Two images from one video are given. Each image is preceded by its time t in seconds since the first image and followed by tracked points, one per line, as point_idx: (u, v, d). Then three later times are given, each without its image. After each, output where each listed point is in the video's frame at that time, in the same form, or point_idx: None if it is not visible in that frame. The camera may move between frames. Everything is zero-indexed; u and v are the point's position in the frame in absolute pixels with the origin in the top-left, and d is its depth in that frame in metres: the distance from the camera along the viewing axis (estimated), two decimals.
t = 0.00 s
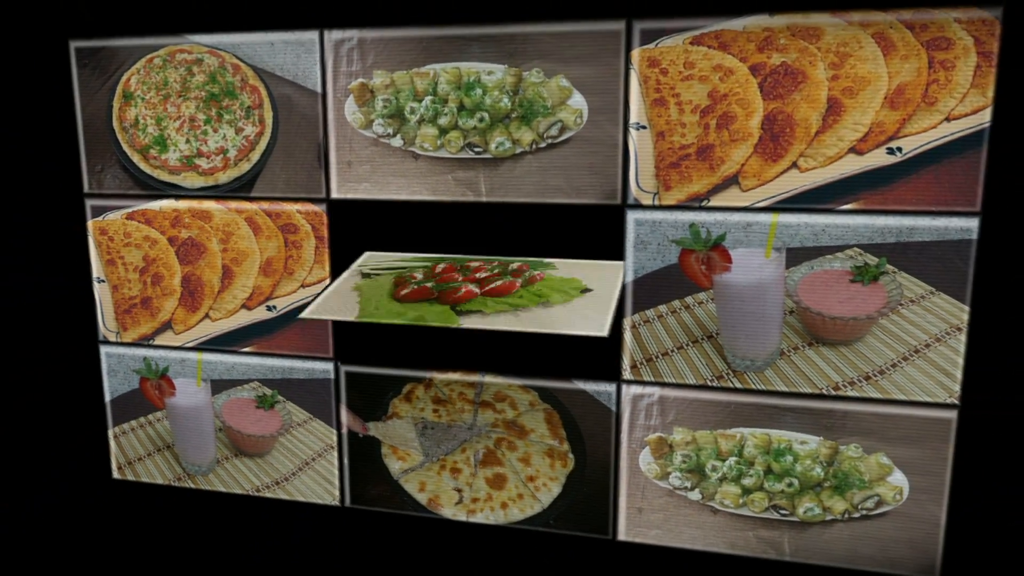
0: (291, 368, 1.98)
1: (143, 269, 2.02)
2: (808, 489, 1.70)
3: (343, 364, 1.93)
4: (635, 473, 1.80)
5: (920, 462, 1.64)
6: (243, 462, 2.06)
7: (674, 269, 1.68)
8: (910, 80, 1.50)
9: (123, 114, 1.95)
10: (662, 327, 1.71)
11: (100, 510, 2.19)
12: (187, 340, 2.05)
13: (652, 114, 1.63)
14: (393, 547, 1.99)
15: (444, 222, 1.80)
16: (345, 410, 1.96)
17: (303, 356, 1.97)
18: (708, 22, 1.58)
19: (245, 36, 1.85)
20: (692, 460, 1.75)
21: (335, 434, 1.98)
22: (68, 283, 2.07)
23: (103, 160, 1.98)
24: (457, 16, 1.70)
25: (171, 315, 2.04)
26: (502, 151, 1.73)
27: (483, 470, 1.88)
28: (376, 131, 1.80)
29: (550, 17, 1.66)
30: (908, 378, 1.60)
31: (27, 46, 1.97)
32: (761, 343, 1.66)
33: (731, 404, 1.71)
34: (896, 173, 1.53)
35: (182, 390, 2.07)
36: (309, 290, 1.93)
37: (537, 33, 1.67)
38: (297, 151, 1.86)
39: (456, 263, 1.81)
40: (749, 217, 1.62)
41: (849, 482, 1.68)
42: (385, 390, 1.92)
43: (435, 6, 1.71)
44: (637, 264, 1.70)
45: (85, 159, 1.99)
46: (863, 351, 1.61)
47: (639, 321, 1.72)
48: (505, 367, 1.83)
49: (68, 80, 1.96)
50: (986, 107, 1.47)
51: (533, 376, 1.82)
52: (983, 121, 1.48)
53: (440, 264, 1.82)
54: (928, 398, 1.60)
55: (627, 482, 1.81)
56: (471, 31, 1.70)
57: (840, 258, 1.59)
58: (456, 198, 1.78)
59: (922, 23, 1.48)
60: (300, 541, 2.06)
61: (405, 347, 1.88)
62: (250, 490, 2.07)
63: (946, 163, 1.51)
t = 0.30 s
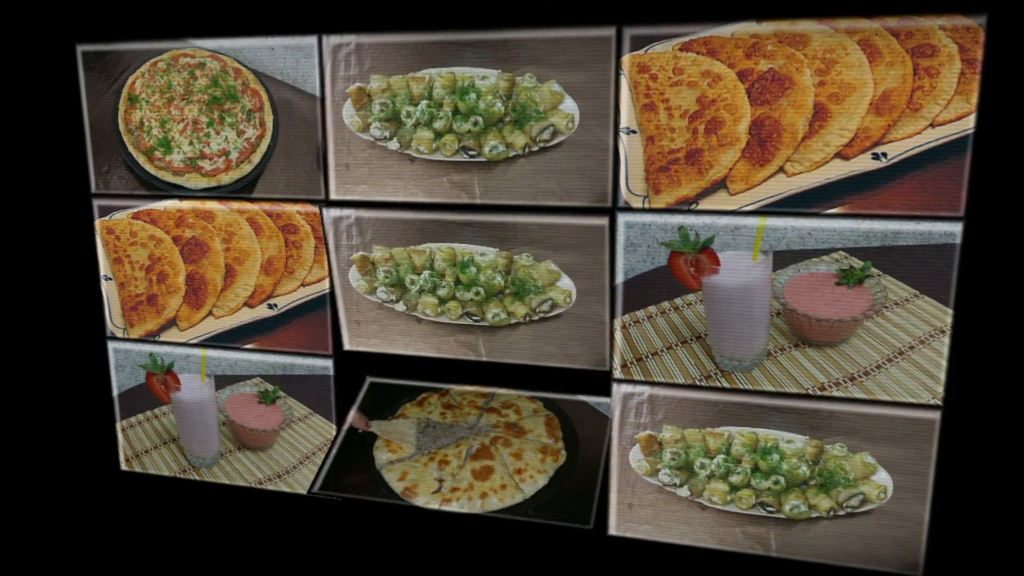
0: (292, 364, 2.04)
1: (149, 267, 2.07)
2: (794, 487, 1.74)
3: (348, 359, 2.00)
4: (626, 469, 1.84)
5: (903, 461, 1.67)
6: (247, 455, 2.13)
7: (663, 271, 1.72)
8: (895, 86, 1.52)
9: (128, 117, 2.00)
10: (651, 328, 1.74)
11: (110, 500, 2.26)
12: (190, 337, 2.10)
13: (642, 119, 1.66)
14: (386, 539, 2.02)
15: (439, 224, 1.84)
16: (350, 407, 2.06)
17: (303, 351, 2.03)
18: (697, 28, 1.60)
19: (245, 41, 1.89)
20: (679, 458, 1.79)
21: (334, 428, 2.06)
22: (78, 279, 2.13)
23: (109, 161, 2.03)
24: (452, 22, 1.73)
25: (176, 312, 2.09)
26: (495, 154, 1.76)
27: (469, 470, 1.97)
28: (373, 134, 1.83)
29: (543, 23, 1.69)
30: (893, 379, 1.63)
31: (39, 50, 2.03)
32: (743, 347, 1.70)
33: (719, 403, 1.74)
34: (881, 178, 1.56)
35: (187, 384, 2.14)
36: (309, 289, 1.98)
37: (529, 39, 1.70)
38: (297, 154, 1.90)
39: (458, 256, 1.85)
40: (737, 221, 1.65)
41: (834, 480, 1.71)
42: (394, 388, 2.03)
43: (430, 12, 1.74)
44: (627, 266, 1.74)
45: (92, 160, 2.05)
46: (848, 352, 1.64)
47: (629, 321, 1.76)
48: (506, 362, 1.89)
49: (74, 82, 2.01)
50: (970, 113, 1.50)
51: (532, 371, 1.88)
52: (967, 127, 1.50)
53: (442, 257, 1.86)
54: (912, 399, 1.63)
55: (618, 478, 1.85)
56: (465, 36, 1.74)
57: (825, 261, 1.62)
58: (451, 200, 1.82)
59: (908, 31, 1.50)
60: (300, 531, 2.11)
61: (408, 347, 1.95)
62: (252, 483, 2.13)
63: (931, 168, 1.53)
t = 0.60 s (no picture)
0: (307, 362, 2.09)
1: (152, 266, 2.12)
2: (782, 485, 1.77)
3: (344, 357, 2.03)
4: (617, 467, 1.87)
5: (890, 461, 1.69)
6: (226, 447, 2.25)
7: (653, 272, 1.74)
8: (882, 91, 1.54)
9: (131, 119, 2.03)
10: (642, 328, 1.77)
11: (122, 489, 2.34)
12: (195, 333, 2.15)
13: (633, 122, 1.68)
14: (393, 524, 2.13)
15: (434, 224, 1.87)
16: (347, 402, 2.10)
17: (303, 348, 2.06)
18: (687, 33, 1.62)
19: (244, 43, 1.91)
20: (667, 455, 1.82)
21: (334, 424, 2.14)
22: (84, 278, 2.19)
23: (112, 161, 2.07)
24: (446, 26, 1.75)
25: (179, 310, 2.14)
26: (489, 156, 1.79)
27: (459, 457, 2.04)
28: (369, 136, 1.86)
29: (535, 27, 1.71)
30: (879, 380, 1.65)
31: (44, 53, 2.07)
32: (727, 347, 1.72)
33: (709, 403, 1.77)
34: (868, 182, 1.57)
35: (207, 384, 2.21)
36: (306, 288, 2.01)
37: (522, 43, 1.72)
38: (295, 155, 1.93)
39: (455, 255, 1.88)
40: (726, 223, 1.67)
41: (820, 478, 1.74)
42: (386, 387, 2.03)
43: (425, 16, 1.76)
44: (618, 267, 1.76)
45: (96, 160, 2.09)
46: (835, 353, 1.66)
47: (621, 322, 1.78)
48: (497, 364, 1.91)
49: (78, 84, 2.05)
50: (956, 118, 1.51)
51: (522, 373, 1.90)
52: (954, 132, 1.51)
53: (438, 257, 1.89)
54: (899, 400, 1.65)
55: (610, 475, 1.88)
56: (459, 40, 1.76)
57: (813, 264, 1.64)
58: (445, 202, 1.85)
59: (894, 37, 1.51)
60: (308, 520, 2.21)
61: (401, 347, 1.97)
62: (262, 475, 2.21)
63: (918, 172, 1.55)
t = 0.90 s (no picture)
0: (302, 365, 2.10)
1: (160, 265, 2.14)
2: (772, 484, 1.78)
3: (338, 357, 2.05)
4: (610, 465, 1.89)
5: (879, 461, 1.70)
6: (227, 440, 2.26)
7: (645, 274, 1.75)
8: (871, 95, 1.55)
9: (130, 120, 2.05)
10: (634, 329, 1.78)
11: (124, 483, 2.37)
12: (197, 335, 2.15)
13: (624, 125, 1.70)
14: (387, 523, 2.14)
15: (429, 224, 1.89)
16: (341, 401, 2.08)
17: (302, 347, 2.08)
18: (679, 36, 1.63)
19: (242, 46, 1.94)
20: (659, 454, 1.84)
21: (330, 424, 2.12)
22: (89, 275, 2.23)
23: (113, 162, 2.10)
24: (440, 29, 1.77)
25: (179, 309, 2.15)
26: (482, 156, 1.80)
27: (450, 460, 2.01)
28: (365, 138, 1.87)
29: (528, 30, 1.72)
30: (868, 381, 1.66)
31: (47, 54, 2.10)
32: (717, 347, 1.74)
33: (700, 403, 1.79)
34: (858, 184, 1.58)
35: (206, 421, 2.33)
36: (303, 287, 2.04)
37: (515, 46, 1.74)
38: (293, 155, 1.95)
39: (449, 255, 1.90)
40: (717, 225, 1.68)
41: (810, 478, 1.76)
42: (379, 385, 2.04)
43: (419, 19, 1.78)
44: (610, 268, 1.78)
45: (97, 160, 2.11)
46: (824, 354, 1.68)
47: (613, 322, 1.80)
48: (491, 364, 1.93)
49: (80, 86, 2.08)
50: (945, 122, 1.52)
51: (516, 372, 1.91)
52: (942, 135, 1.52)
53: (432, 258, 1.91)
54: (887, 401, 1.66)
55: (602, 473, 1.90)
56: (453, 43, 1.77)
57: (803, 266, 1.65)
58: (440, 203, 1.86)
59: (884, 40, 1.52)
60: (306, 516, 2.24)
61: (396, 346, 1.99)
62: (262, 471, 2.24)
63: (906, 175, 1.55)
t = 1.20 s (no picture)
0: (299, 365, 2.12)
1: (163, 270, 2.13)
2: (763, 483, 1.79)
3: (333, 356, 2.07)
4: (603, 464, 1.90)
5: (869, 461, 1.72)
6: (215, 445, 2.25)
7: (637, 274, 1.76)
8: (862, 97, 1.55)
9: (129, 119, 2.07)
10: (626, 329, 1.80)
11: (122, 481, 2.39)
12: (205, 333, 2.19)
13: (617, 126, 1.70)
14: (380, 523, 2.14)
15: (424, 225, 1.90)
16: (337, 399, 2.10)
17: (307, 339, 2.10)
18: (670, 38, 1.63)
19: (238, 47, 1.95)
20: (651, 453, 1.85)
21: (326, 423, 2.12)
22: (88, 274, 2.25)
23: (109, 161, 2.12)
24: (433, 31, 1.78)
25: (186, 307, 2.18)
26: (475, 157, 1.82)
27: (445, 459, 2.03)
28: (360, 139, 1.89)
29: (521, 32, 1.73)
30: (859, 382, 1.67)
31: (44, 55, 2.11)
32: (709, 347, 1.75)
33: (692, 402, 1.80)
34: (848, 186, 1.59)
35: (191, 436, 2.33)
36: (299, 286, 2.06)
37: (508, 47, 1.74)
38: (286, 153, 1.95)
39: (444, 255, 1.91)
40: (709, 226, 1.69)
41: (800, 477, 1.77)
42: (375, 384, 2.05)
43: (413, 21, 1.79)
44: (603, 269, 1.79)
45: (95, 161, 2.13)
46: (815, 354, 1.69)
47: (606, 322, 1.81)
48: (485, 364, 1.94)
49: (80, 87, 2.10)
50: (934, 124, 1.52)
51: (511, 372, 1.93)
52: (932, 138, 1.53)
53: (428, 257, 1.92)
54: (877, 401, 1.67)
55: (595, 472, 1.91)
56: (446, 45, 1.78)
57: (794, 267, 1.66)
58: (434, 203, 1.87)
59: (874, 42, 1.53)
60: (301, 516, 2.23)
61: (390, 346, 2.01)
62: (254, 472, 2.24)
63: (897, 177, 1.56)
